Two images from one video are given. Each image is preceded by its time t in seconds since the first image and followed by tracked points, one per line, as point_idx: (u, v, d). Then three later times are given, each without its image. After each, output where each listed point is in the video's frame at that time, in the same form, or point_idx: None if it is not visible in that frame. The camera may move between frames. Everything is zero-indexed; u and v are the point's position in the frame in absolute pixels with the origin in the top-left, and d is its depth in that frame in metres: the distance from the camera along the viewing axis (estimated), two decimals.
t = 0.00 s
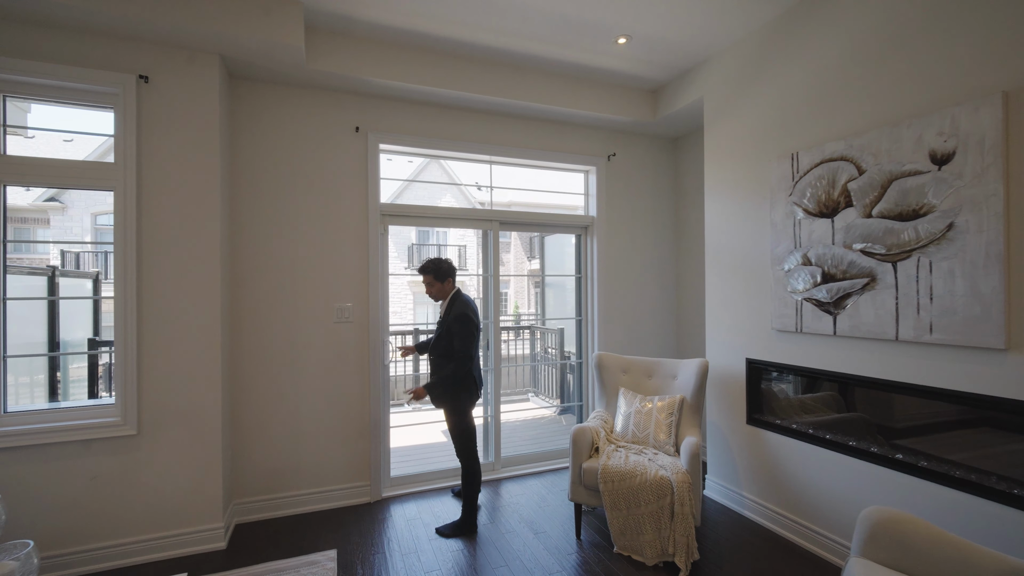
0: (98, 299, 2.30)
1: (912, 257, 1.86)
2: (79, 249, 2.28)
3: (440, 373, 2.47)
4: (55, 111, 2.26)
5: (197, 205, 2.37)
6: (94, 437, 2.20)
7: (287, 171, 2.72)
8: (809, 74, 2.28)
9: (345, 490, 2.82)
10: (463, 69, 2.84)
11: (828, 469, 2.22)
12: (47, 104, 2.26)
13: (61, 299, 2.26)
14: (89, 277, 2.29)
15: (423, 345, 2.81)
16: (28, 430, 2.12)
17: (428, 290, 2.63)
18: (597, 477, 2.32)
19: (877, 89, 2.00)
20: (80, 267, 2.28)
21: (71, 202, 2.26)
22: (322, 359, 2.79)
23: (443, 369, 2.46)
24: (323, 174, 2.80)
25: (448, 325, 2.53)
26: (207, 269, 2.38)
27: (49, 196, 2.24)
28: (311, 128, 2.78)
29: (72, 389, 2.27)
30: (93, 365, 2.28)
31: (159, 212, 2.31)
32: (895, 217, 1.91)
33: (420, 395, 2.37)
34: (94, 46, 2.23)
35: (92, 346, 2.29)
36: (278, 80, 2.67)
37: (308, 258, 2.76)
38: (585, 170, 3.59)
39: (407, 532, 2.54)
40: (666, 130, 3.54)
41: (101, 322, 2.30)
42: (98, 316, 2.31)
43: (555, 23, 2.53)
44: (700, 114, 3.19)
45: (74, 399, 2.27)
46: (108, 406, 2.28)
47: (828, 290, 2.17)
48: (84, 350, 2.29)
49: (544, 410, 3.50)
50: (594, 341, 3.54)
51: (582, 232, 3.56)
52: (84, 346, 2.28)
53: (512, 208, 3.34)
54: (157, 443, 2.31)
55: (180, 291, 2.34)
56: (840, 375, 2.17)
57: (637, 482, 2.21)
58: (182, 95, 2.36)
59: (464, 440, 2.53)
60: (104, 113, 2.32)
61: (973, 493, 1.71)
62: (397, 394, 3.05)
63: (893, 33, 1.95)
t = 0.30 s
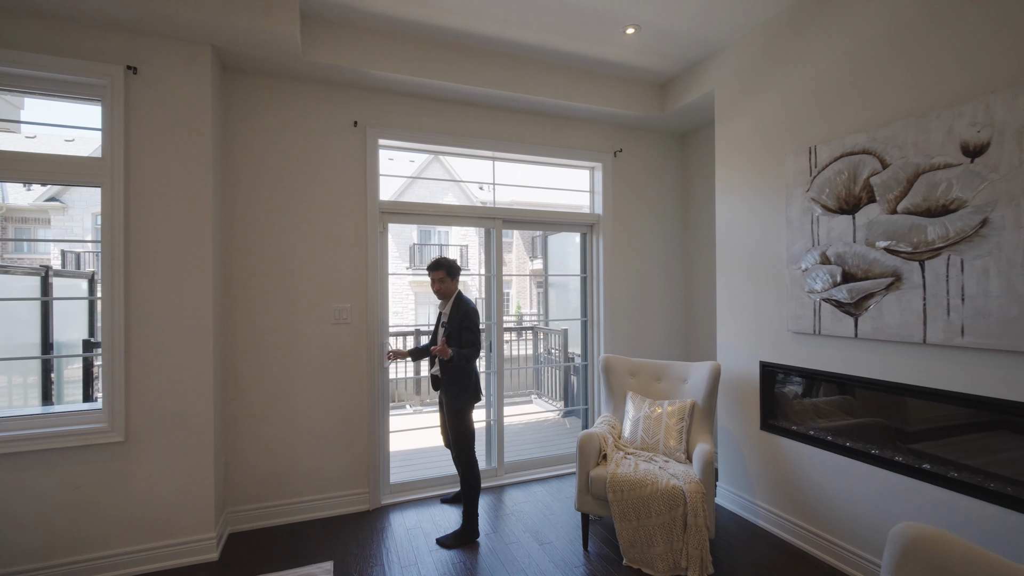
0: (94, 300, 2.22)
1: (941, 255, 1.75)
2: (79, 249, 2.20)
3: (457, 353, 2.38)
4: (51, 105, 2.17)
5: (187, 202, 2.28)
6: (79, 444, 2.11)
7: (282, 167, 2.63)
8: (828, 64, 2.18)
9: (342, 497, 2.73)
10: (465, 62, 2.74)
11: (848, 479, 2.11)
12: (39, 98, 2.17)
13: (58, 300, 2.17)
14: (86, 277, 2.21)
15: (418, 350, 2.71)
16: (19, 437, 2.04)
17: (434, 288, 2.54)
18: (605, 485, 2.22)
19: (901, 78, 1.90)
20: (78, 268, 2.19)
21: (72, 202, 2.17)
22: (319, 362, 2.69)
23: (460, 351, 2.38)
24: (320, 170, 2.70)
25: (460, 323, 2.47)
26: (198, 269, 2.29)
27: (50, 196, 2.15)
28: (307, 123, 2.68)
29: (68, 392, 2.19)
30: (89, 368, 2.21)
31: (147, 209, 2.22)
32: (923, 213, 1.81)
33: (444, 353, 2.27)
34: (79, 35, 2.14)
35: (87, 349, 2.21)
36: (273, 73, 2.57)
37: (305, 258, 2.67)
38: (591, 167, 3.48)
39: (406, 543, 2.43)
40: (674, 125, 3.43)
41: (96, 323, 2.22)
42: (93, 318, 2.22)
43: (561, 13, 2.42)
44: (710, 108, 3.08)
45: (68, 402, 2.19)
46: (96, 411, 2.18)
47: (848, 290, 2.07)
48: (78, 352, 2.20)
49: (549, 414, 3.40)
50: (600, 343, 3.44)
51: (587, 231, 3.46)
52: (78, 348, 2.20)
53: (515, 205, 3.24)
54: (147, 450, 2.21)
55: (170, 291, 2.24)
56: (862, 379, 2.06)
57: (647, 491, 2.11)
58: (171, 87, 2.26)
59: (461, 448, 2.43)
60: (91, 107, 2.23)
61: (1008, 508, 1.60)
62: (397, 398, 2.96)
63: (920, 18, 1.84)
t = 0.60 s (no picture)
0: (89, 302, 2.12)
1: (974, 252, 1.64)
2: (80, 249, 2.11)
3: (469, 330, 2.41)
4: (45, 99, 2.09)
5: (174, 199, 2.17)
6: (61, 453, 2.01)
7: (276, 163, 2.53)
8: (849, 51, 2.06)
9: (337, 506, 2.62)
10: (467, 53, 2.64)
11: (870, 490, 1.99)
12: (29, 91, 2.08)
13: (52, 301, 2.08)
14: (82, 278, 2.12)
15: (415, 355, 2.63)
16: (10, 444, 1.95)
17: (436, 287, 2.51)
18: (613, 494, 2.11)
19: (930, 65, 1.78)
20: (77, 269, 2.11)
21: (73, 201, 2.09)
22: (314, 366, 2.59)
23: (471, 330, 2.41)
24: (316, 166, 2.60)
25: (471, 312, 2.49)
26: (186, 268, 2.19)
27: (51, 196, 2.08)
28: (302, 117, 2.58)
29: (61, 397, 2.10)
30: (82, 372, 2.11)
31: (132, 206, 2.12)
32: (954, 208, 1.69)
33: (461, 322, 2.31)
34: (61, 23, 2.03)
35: (80, 352, 2.11)
36: (266, 64, 2.47)
37: (299, 257, 2.56)
38: (596, 163, 3.37)
39: (405, 555, 2.31)
40: (683, 119, 3.32)
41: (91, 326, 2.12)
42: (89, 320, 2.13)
43: None
44: (720, 101, 2.97)
45: (61, 408, 2.09)
46: (81, 418, 2.08)
47: (871, 290, 1.96)
48: (72, 356, 2.11)
49: (553, 418, 3.28)
50: (605, 345, 3.33)
51: (593, 229, 3.35)
52: (72, 351, 2.10)
53: (518, 203, 3.13)
54: (133, 458, 2.11)
55: (156, 292, 2.14)
56: (885, 385, 1.95)
57: (657, 503, 2.00)
58: (158, 78, 2.16)
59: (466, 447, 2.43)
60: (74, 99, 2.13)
61: None
62: (395, 402, 2.85)
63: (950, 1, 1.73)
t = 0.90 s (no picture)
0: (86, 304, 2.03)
1: (1008, 252, 1.54)
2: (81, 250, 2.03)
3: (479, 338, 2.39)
4: (31, 92, 2.00)
5: (160, 196, 2.08)
6: (41, 462, 1.91)
7: (269, 159, 2.43)
8: (868, 40, 1.96)
9: (333, 515, 2.52)
10: (467, 45, 2.54)
11: (893, 504, 1.89)
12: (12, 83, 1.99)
13: (45, 303, 1.99)
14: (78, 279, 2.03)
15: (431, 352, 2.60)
16: None
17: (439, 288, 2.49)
18: (621, 506, 2.01)
19: (957, 53, 1.68)
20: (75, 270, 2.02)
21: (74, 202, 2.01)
22: (308, 371, 2.49)
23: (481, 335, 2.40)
24: (310, 163, 2.50)
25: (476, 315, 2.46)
26: (173, 269, 2.09)
27: (52, 195, 1.99)
28: (295, 111, 2.48)
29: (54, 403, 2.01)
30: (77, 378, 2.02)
31: (116, 204, 2.02)
32: (986, 205, 1.59)
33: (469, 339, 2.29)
34: (41, 11, 1.94)
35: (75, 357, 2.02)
36: (257, 56, 2.37)
37: (293, 258, 2.47)
38: (601, 160, 3.27)
39: (404, 568, 2.21)
40: (690, 114, 3.21)
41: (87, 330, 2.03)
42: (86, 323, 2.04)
43: None
44: (729, 95, 2.86)
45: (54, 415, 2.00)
46: (62, 426, 1.99)
47: (893, 292, 1.85)
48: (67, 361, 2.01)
49: (556, 423, 3.18)
50: (611, 347, 3.22)
51: (597, 228, 3.25)
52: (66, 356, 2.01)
53: (521, 201, 3.03)
54: (118, 468, 2.02)
55: (141, 293, 2.04)
56: (909, 392, 1.84)
57: (668, 517, 1.90)
58: (143, 70, 2.06)
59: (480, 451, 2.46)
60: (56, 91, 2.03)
61: None
62: (393, 407, 2.75)
63: None
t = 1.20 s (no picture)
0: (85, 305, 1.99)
1: None
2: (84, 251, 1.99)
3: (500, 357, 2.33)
4: (19, 84, 1.92)
5: (151, 192, 2.00)
6: (27, 468, 1.84)
7: (265, 156, 2.36)
8: (888, 29, 1.87)
9: (332, 522, 2.45)
10: (469, 38, 2.46)
11: (915, 514, 1.80)
12: None
13: (40, 303, 1.93)
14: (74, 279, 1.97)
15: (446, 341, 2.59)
16: None
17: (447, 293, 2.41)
18: (630, 515, 1.93)
19: (986, 40, 1.59)
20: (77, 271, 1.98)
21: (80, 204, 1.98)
22: (306, 373, 2.41)
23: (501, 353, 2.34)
24: (307, 159, 2.43)
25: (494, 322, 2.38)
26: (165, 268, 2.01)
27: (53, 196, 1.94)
28: (293, 106, 2.41)
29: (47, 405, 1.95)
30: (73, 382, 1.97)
31: (105, 200, 1.94)
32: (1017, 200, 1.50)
33: (495, 376, 2.23)
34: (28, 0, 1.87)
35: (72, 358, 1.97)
36: (253, 48, 2.30)
37: (290, 257, 2.39)
38: (606, 157, 3.19)
39: None
40: (698, 110, 3.13)
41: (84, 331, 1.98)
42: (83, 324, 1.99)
43: None
44: (739, 89, 2.78)
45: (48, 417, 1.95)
46: (50, 430, 1.91)
47: (916, 292, 1.77)
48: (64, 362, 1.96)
49: (560, 427, 3.10)
50: (617, 349, 3.14)
51: (603, 226, 3.17)
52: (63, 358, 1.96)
53: (524, 198, 2.95)
54: (107, 474, 1.94)
55: (132, 293, 1.97)
56: (933, 397, 1.76)
57: (680, 527, 1.82)
58: (134, 61, 1.99)
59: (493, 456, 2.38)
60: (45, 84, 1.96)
61: None
62: (393, 410, 2.67)
63: None
